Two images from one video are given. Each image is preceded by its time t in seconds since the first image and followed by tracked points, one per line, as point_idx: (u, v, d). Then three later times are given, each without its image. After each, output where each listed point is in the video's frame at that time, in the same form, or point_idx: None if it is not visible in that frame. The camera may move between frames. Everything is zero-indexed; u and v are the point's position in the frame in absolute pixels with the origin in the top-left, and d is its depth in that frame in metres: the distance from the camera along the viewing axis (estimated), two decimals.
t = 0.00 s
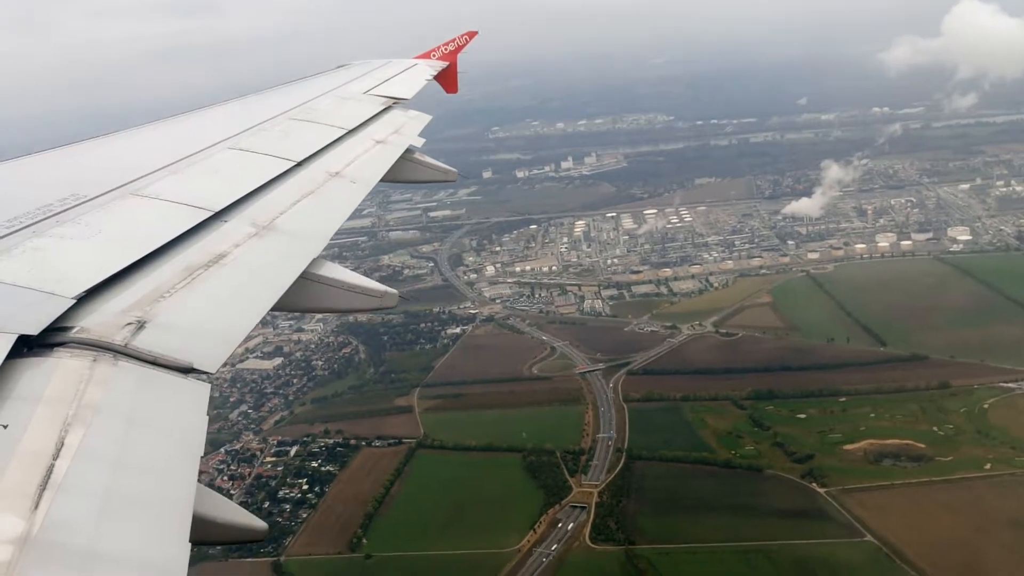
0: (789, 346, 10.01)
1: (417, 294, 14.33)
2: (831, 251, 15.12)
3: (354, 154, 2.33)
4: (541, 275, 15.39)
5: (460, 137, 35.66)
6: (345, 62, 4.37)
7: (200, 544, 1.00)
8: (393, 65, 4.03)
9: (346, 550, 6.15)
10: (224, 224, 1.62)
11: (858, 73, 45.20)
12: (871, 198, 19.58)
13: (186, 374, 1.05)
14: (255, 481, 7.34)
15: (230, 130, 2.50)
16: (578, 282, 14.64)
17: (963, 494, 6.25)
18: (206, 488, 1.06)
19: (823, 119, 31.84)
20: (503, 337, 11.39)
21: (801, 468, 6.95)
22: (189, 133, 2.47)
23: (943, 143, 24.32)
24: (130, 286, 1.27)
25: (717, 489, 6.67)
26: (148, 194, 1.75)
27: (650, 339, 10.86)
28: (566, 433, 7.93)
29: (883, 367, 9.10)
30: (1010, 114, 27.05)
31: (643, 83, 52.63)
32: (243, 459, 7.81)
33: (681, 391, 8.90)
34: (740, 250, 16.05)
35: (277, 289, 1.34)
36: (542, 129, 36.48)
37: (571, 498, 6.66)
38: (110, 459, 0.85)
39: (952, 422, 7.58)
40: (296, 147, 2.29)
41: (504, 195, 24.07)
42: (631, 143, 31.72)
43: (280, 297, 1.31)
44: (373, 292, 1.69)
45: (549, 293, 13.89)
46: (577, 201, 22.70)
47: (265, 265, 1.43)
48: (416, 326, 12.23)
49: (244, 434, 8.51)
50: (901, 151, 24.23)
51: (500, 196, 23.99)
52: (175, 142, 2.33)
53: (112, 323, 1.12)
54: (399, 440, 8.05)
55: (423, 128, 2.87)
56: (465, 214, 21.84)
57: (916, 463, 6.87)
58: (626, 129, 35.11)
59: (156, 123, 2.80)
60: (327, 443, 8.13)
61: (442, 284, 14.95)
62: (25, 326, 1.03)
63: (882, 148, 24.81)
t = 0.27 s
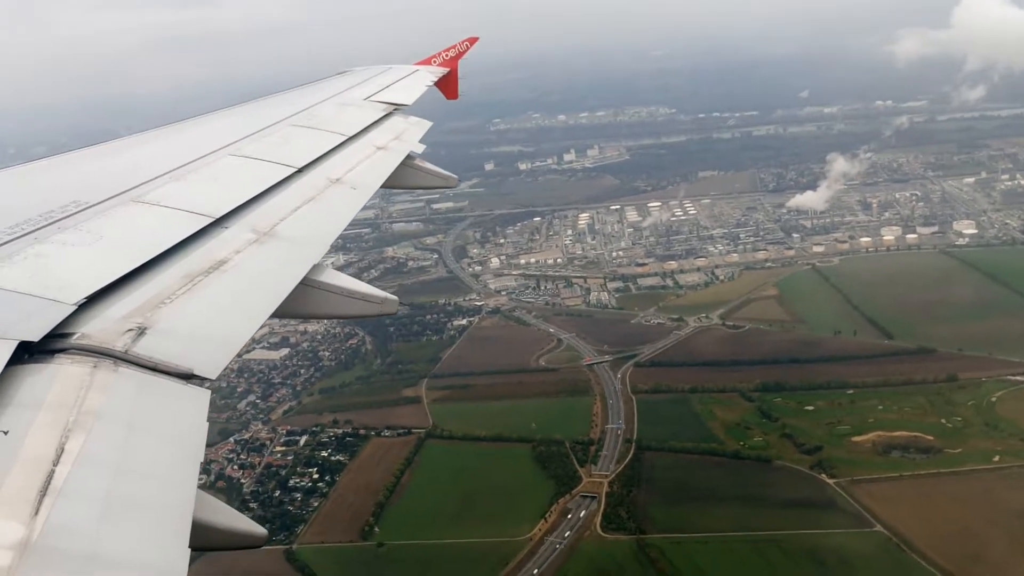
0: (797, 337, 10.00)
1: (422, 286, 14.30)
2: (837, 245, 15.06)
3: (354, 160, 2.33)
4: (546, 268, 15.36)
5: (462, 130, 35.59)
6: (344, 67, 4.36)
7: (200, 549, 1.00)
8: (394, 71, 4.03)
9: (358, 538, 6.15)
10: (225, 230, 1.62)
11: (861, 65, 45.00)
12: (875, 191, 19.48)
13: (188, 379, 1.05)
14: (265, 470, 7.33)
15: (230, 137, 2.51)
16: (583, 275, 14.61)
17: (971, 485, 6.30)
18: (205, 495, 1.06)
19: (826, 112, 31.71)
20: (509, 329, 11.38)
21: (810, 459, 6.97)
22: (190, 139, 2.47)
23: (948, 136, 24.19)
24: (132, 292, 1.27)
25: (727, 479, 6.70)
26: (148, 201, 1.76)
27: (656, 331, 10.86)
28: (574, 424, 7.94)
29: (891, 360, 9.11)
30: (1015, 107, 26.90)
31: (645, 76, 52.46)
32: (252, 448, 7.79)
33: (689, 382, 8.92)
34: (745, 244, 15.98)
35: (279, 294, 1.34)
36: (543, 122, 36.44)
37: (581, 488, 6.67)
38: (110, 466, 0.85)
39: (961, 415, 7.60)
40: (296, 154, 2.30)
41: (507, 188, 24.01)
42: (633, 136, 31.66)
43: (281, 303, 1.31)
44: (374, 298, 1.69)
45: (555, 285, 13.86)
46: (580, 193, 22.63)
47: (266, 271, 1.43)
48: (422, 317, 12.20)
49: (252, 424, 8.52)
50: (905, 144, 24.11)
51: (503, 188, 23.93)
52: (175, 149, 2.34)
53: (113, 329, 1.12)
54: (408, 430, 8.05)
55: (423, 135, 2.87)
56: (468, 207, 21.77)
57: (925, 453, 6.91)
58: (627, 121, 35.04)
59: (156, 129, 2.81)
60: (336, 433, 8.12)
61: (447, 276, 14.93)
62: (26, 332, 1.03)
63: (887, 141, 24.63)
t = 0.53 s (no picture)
0: (804, 323, 10.03)
1: (428, 271, 14.25)
2: (842, 229, 15.01)
3: (354, 163, 2.33)
4: (551, 253, 15.32)
5: (462, 115, 35.44)
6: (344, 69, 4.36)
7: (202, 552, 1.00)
8: (393, 73, 4.02)
9: (373, 518, 6.18)
10: (225, 234, 1.62)
11: (863, 50, 44.74)
12: (880, 176, 19.36)
13: (189, 382, 1.05)
14: (278, 453, 7.33)
15: (231, 139, 2.51)
16: (589, 260, 14.56)
17: (982, 466, 6.36)
18: (207, 498, 1.06)
19: (828, 97, 31.55)
20: (515, 314, 11.36)
21: (821, 442, 7.07)
22: (190, 142, 2.48)
23: (951, 121, 24.07)
24: (134, 296, 1.27)
25: (740, 462, 6.78)
26: (149, 204, 1.76)
27: (664, 315, 10.86)
28: (585, 408, 8.00)
29: (899, 344, 9.13)
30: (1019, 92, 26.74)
31: (645, 61, 52.18)
32: (264, 432, 7.81)
33: (699, 366, 8.97)
34: (750, 228, 15.90)
35: (281, 296, 1.35)
36: (544, 107, 36.29)
37: (594, 471, 6.75)
38: (113, 470, 0.85)
39: (970, 398, 7.65)
40: (297, 156, 2.30)
41: (509, 173, 23.89)
42: (635, 121, 31.51)
43: (282, 305, 1.31)
44: (375, 301, 1.69)
45: (561, 271, 13.82)
46: (583, 178, 22.52)
47: (267, 273, 1.43)
48: (429, 302, 12.16)
49: (263, 408, 8.53)
50: (909, 129, 24.00)
51: (506, 173, 23.80)
52: (176, 152, 2.34)
53: (115, 333, 1.12)
54: (420, 413, 8.08)
55: (423, 137, 2.88)
56: (471, 192, 21.68)
57: (935, 436, 6.98)
58: (628, 106, 34.92)
59: (157, 132, 2.81)
60: (347, 416, 8.15)
61: (452, 261, 14.87)
62: (28, 336, 1.03)
63: (891, 127, 24.46)
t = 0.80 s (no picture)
0: (813, 309, 9.98)
1: (433, 258, 14.14)
2: (847, 218, 14.91)
3: (356, 168, 2.33)
4: (556, 240, 15.23)
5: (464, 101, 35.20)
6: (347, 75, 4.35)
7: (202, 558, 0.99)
8: (396, 79, 4.02)
9: (385, 503, 6.16)
10: (228, 239, 1.62)
11: (866, 40, 44.42)
12: (885, 165, 19.22)
13: (190, 387, 1.05)
14: (288, 438, 7.30)
15: (234, 144, 2.51)
16: (595, 247, 14.48)
17: (990, 453, 6.37)
18: (207, 502, 1.05)
19: (832, 86, 31.32)
20: (522, 301, 11.29)
21: (830, 429, 7.07)
22: (193, 147, 2.48)
23: (956, 110, 23.89)
24: (135, 302, 1.27)
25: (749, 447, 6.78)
26: (151, 209, 1.76)
27: (671, 303, 10.81)
28: (594, 394, 7.98)
29: (907, 331, 9.09)
30: None
31: (647, 50, 51.81)
32: (274, 417, 7.75)
33: (707, 352, 8.92)
34: (755, 216, 15.79)
35: (283, 302, 1.35)
36: (546, 94, 36.05)
37: (604, 456, 6.75)
38: (114, 476, 0.84)
39: (977, 385, 7.63)
40: (300, 161, 2.30)
41: (513, 159, 23.69)
42: (639, 109, 31.28)
43: (284, 311, 1.31)
44: (377, 306, 1.69)
45: (567, 258, 13.72)
46: (587, 165, 22.34)
47: (269, 279, 1.43)
48: (435, 288, 12.08)
49: (272, 392, 8.49)
50: (913, 118, 23.82)
51: (509, 159, 23.58)
52: (179, 157, 2.34)
53: (117, 338, 1.12)
54: (429, 399, 8.05)
55: (425, 142, 2.88)
56: (475, 177, 21.49)
57: (943, 423, 6.98)
58: (631, 94, 34.70)
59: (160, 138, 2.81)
60: (356, 401, 8.12)
61: (457, 247, 14.76)
62: (29, 341, 1.03)
63: (896, 117, 24.29)
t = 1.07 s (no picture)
0: (821, 289, 9.94)
1: (437, 236, 14.04)
2: (852, 198, 14.81)
3: (358, 163, 2.33)
4: (561, 218, 15.16)
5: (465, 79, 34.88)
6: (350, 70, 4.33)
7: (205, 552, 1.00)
8: (398, 73, 4.00)
9: (396, 479, 6.21)
10: (230, 234, 1.62)
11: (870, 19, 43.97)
12: (889, 145, 19.08)
13: (192, 382, 1.05)
14: (298, 415, 7.35)
15: (236, 138, 2.51)
16: (600, 226, 14.41)
17: (997, 432, 6.38)
18: (209, 496, 1.05)
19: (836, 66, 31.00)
20: (528, 280, 11.25)
21: (838, 407, 7.07)
22: (195, 141, 2.48)
23: (961, 91, 23.64)
24: (137, 297, 1.27)
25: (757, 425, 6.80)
26: (153, 203, 1.76)
27: (677, 282, 10.78)
28: (602, 371, 7.99)
29: (913, 311, 9.07)
30: None
31: (649, 30, 51.30)
32: (283, 394, 7.80)
33: (714, 331, 8.90)
34: (760, 196, 15.70)
35: (285, 296, 1.35)
36: (548, 73, 35.70)
37: (614, 433, 6.78)
38: (117, 470, 0.84)
39: (985, 364, 7.63)
40: (302, 155, 2.30)
41: (515, 138, 23.44)
42: (642, 88, 30.98)
43: (287, 305, 1.31)
44: (378, 301, 1.69)
45: (572, 237, 13.65)
46: (590, 144, 22.13)
47: (271, 273, 1.43)
48: (440, 267, 12.00)
49: (281, 369, 8.48)
50: (918, 98, 23.58)
51: (512, 138, 23.32)
52: (181, 151, 2.34)
53: (119, 332, 1.12)
54: (437, 376, 8.05)
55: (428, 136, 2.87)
56: (478, 155, 21.28)
57: (950, 401, 6.98)
58: (633, 74, 34.38)
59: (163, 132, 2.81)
60: (364, 379, 8.11)
61: (462, 225, 14.66)
62: (32, 335, 1.03)
63: (901, 96, 24.06)
